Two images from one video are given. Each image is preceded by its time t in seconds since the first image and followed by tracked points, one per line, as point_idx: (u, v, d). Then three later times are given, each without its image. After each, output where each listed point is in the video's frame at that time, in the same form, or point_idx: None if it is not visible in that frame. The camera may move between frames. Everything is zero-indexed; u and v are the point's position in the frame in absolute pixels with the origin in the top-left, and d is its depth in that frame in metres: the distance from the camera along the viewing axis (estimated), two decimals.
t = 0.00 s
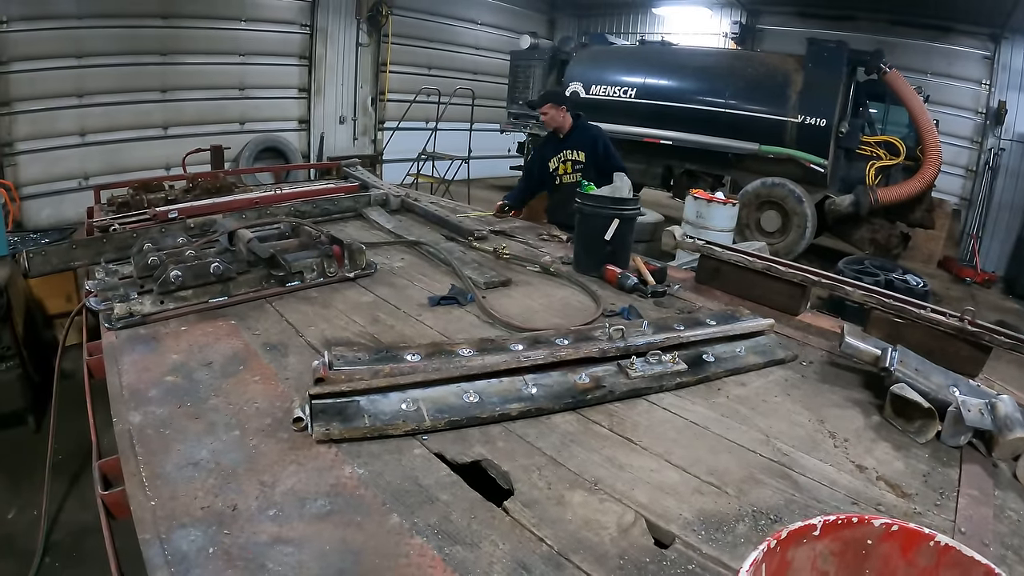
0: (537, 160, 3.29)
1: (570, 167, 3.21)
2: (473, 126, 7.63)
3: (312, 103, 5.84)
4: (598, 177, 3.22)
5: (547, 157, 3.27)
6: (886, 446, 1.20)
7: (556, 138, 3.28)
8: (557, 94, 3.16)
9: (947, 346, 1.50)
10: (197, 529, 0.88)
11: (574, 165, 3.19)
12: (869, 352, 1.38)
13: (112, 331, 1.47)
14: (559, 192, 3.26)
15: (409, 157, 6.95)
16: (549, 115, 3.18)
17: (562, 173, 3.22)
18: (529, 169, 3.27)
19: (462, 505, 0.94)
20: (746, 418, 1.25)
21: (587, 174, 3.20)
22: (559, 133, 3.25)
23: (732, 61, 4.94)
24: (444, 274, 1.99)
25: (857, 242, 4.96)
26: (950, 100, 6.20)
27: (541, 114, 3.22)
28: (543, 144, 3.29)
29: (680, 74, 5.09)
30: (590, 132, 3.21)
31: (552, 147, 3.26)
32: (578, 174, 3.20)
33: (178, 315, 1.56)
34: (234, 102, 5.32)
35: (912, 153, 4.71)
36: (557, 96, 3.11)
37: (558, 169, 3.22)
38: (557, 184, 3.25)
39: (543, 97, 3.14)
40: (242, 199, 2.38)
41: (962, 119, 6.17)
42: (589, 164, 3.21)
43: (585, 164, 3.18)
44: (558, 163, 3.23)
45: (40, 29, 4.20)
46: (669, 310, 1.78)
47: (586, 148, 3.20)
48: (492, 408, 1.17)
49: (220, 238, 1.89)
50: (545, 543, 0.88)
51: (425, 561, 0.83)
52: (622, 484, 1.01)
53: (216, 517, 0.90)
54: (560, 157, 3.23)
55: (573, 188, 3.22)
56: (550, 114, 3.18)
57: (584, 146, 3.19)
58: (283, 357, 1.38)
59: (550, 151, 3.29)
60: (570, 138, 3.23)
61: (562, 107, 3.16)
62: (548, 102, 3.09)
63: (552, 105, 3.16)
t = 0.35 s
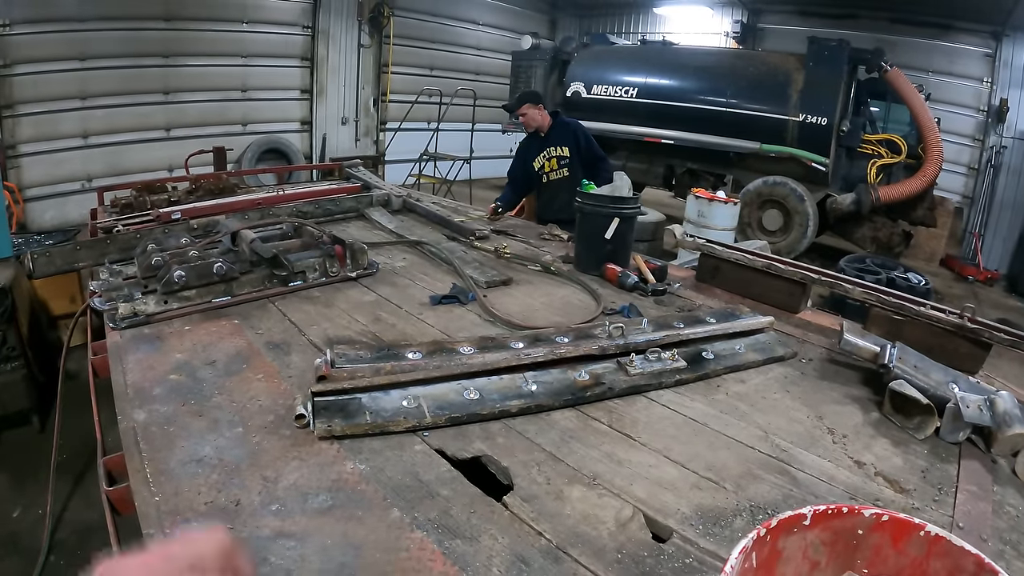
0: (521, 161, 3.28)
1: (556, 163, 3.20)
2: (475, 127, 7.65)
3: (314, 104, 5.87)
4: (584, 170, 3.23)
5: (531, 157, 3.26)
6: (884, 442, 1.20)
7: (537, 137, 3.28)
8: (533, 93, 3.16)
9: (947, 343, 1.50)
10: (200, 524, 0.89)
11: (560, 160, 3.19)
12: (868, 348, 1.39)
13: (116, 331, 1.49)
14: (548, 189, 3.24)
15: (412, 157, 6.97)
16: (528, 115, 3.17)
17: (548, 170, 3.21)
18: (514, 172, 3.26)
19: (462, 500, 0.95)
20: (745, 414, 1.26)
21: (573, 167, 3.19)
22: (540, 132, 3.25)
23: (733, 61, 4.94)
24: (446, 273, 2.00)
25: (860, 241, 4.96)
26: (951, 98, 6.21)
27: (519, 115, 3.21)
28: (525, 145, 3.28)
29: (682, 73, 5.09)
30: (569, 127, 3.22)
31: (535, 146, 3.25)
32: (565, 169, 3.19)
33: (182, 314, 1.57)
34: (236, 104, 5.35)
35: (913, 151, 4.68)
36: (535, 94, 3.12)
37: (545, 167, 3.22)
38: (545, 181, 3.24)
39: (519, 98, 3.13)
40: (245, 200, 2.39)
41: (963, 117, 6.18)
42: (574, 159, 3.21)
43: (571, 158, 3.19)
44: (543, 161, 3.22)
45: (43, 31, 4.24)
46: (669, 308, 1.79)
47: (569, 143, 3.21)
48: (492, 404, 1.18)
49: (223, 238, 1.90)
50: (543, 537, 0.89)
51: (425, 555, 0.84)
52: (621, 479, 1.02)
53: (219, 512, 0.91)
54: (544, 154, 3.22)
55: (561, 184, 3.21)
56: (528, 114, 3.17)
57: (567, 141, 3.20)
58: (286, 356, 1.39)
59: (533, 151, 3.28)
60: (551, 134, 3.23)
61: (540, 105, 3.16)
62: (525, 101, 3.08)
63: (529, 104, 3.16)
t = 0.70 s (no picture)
0: (516, 162, 3.28)
1: (551, 161, 3.21)
2: (477, 127, 7.66)
3: (316, 105, 5.89)
4: (578, 168, 3.26)
5: (525, 158, 3.27)
6: (881, 439, 1.21)
7: (530, 138, 3.29)
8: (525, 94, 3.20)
9: (945, 341, 1.51)
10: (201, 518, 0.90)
11: (555, 158, 3.20)
12: (865, 346, 1.40)
13: (120, 330, 1.50)
14: (544, 188, 3.24)
15: (414, 157, 6.99)
16: (521, 115, 3.19)
17: (544, 169, 3.22)
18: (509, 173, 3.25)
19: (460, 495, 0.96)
20: (743, 411, 1.26)
21: (569, 165, 3.21)
22: (533, 133, 3.27)
23: (734, 60, 4.93)
24: (447, 272, 2.01)
25: (862, 239, 4.92)
26: (953, 97, 6.19)
27: (512, 116, 3.23)
28: (519, 147, 3.29)
29: (683, 72, 5.09)
30: (562, 127, 3.26)
31: (529, 147, 3.26)
32: (560, 167, 3.20)
33: (185, 313, 1.58)
34: (239, 105, 5.37)
35: (915, 151, 4.69)
36: (525, 95, 3.15)
37: (540, 166, 3.22)
38: (541, 180, 3.24)
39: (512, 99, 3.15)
40: (248, 201, 2.42)
41: (966, 116, 6.15)
42: (569, 157, 3.24)
43: (565, 156, 3.22)
44: (538, 160, 3.23)
45: (46, 33, 4.27)
46: (668, 306, 1.79)
47: (563, 142, 3.24)
48: (491, 401, 1.19)
49: (226, 239, 1.92)
50: (540, 531, 0.90)
51: (423, 548, 0.85)
52: (618, 475, 1.03)
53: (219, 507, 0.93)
54: (538, 154, 3.23)
55: (558, 182, 3.22)
56: (521, 114, 3.19)
57: (561, 140, 3.23)
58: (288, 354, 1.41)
59: (526, 152, 3.29)
60: (545, 134, 3.25)
61: (532, 105, 3.20)
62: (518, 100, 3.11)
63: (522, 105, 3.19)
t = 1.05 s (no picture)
0: (513, 163, 3.29)
1: (548, 161, 3.21)
2: (478, 127, 7.66)
3: (318, 105, 5.90)
4: (576, 167, 3.26)
5: (522, 159, 3.28)
6: (881, 440, 1.21)
7: (526, 139, 3.30)
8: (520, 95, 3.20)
9: (945, 340, 1.50)
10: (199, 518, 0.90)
11: (552, 158, 3.20)
12: (865, 346, 1.40)
13: (120, 330, 1.50)
14: (543, 188, 3.24)
15: (415, 157, 6.99)
16: (517, 116, 3.19)
17: (541, 169, 3.22)
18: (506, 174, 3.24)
19: (458, 494, 0.96)
20: (742, 411, 1.26)
21: (566, 164, 3.21)
22: (529, 134, 3.28)
23: (735, 59, 4.93)
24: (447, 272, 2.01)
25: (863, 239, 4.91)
26: (955, 96, 6.18)
27: (506, 118, 3.23)
28: (516, 148, 3.29)
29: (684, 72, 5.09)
30: (558, 126, 3.27)
31: (526, 147, 3.27)
32: (558, 166, 3.20)
33: (185, 313, 1.59)
34: (241, 105, 5.38)
35: (916, 150, 4.68)
36: (520, 96, 3.14)
37: (538, 166, 3.22)
38: (539, 180, 3.24)
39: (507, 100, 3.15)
40: (249, 200, 2.42)
41: (968, 116, 6.14)
42: (566, 155, 3.24)
43: (562, 155, 3.22)
44: (535, 160, 3.23)
45: (48, 33, 4.28)
46: (668, 306, 1.79)
47: (559, 141, 3.25)
48: (489, 400, 1.19)
49: (226, 238, 1.92)
50: (537, 531, 0.90)
51: (420, 547, 0.85)
52: (616, 475, 1.03)
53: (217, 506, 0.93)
54: (535, 154, 3.24)
55: (556, 181, 3.21)
56: (517, 115, 3.19)
57: (557, 140, 3.24)
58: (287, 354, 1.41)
59: (522, 153, 3.30)
60: (541, 134, 3.26)
61: (526, 106, 3.20)
62: (512, 101, 3.12)
63: (518, 106, 3.19)
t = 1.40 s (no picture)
0: (515, 166, 3.27)
1: (550, 162, 3.19)
2: (480, 128, 7.66)
3: (320, 106, 5.89)
4: (578, 169, 3.24)
5: (524, 161, 3.26)
6: (889, 443, 1.20)
7: (528, 141, 3.28)
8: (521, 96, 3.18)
9: (952, 343, 1.49)
10: (201, 522, 0.89)
11: (554, 159, 3.19)
12: (872, 349, 1.39)
13: (121, 331, 1.49)
14: (545, 190, 3.22)
15: (417, 158, 6.99)
16: (518, 118, 3.17)
17: (543, 170, 3.20)
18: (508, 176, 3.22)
19: (463, 499, 0.95)
20: (748, 415, 1.25)
21: (568, 165, 3.20)
22: (530, 136, 3.26)
23: (738, 60, 4.92)
24: (451, 274, 2.00)
25: (866, 241, 4.91)
26: (958, 98, 6.17)
27: (507, 121, 3.21)
28: (517, 151, 3.28)
29: (687, 73, 5.08)
30: (559, 127, 3.25)
31: (527, 150, 3.26)
32: (560, 167, 3.18)
33: (186, 314, 1.59)
34: (243, 106, 5.37)
35: (919, 152, 4.67)
36: (520, 98, 3.12)
37: (540, 167, 3.20)
38: (541, 182, 3.22)
39: (508, 102, 3.13)
40: (251, 201, 2.41)
41: (970, 117, 6.13)
42: (568, 157, 3.22)
43: (564, 156, 3.20)
44: (537, 162, 3.21)
45: (50, 33, 4.27)
46: (673, 308, 1.78)
47: (561, 143, 3.23)
48: (494, 404, 1.18)
49: (229, 238, 1.90)
50: (543, 537, 0.89)
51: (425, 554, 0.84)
52: (622, 479, 1.02)
53: (220, 510, 0.92)
54: (537, 156, 3.22)
55: (558, 183, 3.20)
56: (518, 117, 3.18)
57: (559, 141, 3.22)
58: (290, 356, 1.40)
59: (524, 155, 3.29)
60: (542, 136, 3.24)
61: (528, 107, 3.18)
62: (513, 103, 3.10)
63: (519, 108, 3.17)
